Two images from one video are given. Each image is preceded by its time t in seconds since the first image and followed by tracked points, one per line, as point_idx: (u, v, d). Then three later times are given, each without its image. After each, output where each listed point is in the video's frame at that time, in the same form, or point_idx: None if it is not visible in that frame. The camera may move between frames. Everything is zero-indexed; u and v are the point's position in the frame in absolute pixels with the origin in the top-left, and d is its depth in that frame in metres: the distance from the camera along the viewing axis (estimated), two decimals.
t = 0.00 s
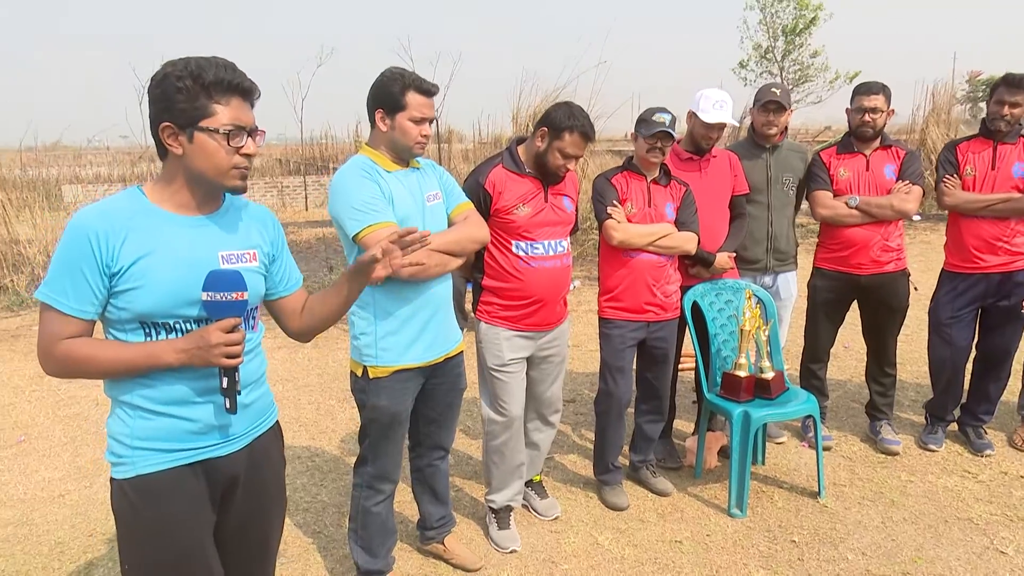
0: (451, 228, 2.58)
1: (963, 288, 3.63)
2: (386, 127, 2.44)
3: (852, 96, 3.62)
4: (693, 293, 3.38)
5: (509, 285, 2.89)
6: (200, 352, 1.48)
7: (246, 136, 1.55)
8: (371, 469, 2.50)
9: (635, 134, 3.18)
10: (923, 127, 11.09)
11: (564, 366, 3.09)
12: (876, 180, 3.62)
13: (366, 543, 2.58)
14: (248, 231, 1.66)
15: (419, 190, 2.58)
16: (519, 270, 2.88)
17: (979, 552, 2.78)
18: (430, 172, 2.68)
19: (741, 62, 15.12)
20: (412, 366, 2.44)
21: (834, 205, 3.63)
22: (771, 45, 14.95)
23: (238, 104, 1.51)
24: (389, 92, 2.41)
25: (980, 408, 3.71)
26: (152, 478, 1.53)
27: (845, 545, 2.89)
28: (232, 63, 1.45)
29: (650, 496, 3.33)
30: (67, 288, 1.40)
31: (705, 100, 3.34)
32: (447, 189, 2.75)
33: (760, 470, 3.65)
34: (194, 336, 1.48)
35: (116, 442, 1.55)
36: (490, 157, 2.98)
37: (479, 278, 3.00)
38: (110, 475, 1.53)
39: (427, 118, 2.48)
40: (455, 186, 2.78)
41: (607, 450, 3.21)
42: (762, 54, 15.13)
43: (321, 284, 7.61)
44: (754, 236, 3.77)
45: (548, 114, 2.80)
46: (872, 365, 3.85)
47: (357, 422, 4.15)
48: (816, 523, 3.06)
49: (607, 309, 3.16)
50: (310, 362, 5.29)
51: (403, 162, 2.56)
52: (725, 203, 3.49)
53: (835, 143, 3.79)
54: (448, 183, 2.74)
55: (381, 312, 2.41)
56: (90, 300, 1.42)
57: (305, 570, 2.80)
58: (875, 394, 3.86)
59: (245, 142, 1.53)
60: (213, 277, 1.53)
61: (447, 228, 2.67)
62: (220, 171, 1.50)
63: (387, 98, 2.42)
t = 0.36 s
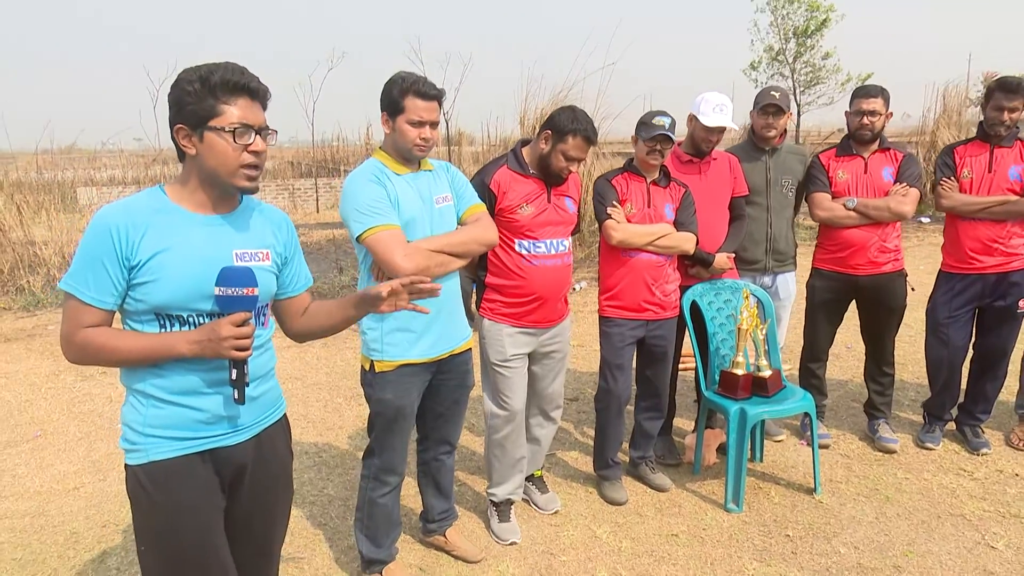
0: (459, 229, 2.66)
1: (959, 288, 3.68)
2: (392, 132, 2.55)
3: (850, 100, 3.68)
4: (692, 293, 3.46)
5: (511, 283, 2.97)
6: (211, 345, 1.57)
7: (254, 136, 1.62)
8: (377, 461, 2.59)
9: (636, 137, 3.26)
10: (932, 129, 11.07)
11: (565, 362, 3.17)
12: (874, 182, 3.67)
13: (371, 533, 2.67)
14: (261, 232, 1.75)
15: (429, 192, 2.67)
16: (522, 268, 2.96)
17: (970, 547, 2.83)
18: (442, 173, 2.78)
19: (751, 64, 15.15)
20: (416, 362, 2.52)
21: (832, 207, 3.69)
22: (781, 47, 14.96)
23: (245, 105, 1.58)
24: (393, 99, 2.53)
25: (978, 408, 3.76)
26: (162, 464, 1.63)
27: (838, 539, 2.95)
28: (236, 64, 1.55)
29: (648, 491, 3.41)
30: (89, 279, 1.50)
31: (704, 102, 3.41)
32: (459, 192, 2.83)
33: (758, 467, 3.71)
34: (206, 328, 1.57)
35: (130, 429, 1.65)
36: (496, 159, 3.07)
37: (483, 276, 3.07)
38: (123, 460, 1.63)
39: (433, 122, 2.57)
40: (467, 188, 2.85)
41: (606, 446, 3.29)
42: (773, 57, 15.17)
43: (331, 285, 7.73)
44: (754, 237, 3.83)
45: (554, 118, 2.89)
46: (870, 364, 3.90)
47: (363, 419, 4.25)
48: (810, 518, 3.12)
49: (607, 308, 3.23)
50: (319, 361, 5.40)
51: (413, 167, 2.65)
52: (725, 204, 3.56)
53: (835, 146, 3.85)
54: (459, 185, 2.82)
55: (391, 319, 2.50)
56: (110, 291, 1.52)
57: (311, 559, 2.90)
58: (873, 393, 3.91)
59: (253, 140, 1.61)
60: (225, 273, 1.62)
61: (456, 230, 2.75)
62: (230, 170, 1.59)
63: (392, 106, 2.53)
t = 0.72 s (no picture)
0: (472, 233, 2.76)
1: (958, 289, 3.73)
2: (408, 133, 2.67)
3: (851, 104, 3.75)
4: (693, 292, 3.55)
5: (515, 279, 3.06)
6: (234, 338, 1.69)
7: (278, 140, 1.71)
8: (387, 449, 2.69)
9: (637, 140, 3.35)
10: (946, 131, 11.04)
11: (569, 357, 3.26)
12: (873, 184, 3.74)
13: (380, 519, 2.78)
14: (283, 233, 1.87)
15: (445, 194, 2.77)
16: (526, 265, 3.06)
17: (962, 541, 2.90)
18: (460, 177, 2.87)
19: (765, 66, 15.15)
20: (425, 355, 2.62)
21: (832, 208, 3.77)
22: (796, 50, 14.95)
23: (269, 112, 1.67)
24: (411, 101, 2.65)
25: (977, 407, 3.81)
26: (180, 449, 1.73)
27: (834, 532, 3.02)
28: (262, 71, 1.66)
29: (649, 485, 3.49)
30: (120, 271, 1.62)
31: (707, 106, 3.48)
32: (477, 195, 2.91)
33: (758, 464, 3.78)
34: (229, 323, 1.69)
35: (152, 414, 1.76)
36: (501, 161, 3.18)
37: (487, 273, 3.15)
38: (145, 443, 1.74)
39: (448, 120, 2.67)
40: (485, 191, 2.94)
41: (608, 441, 3.38)
42: (788, 59, 15.15)
43: (344, 285, 7.88)
44: (755, 238, 3.91)
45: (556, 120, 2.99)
46: (870, 364, 3.96)
47: (374, 414, 4.36)
48: (807, 512, 3.20)
49: (610, 306, 3.33)
50: (332, 358, 5.54)
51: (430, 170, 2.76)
52: (726, 205, 3.64)
53: (836, 149, 3.92)
54: (478, 188, 2.91)
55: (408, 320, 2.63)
56: (139, 283, 1.64)
57: (321, 546, 3.01)
58: (873, 392, 3.97)
59: (275, 143, 1.70)
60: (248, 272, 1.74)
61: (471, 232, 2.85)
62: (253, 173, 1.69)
63: (411, 105, 2.65)
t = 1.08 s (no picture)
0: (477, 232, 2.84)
1: (949, 285, 3.81)
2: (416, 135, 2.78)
3: (844, 105, 3.84)
4: (688, 289, 3.64)
5: (514, 274, 3.16)
6: (253, 340, 1.77)
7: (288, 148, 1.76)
8: (393, 440, 2.79)
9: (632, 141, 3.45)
10: (950, 131, 11.08)
11: (567, 350, 3.35)
12: (866, 183, 3.82)
13: (384, 507, 2.87)
14: (297, 234, 1.92)
15: (451, 194, 2.87)
16: (525, 260, 3.15)
17: (949, 530, 2.99)
18: (468, 176, 2.97)
19: (770, 67, 15.20)
20: (428, 348, 2.72)
21: (825, 207, 3.84)
22: (801, 50, 15.00)
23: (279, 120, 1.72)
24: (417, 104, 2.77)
25: (968, 402, 3.88)
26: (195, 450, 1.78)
27: (824, 522, 3.10)
28: (271, 80, 1.69)
29: (645, 477, 3.58)
30: (136, 274, 1.68)
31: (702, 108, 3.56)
32: (485, 195, 3.00)
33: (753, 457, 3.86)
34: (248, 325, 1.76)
35: (165, 417, 1.80)
36: (499, 161, 3.30)
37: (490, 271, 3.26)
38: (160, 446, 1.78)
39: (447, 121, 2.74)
40: (494, 192, 3.02)
41: (605, 434, 3.47)
42: (793, 59, 15.22)
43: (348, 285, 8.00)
44: (750, 236, 3.99)
45: (548, 118, 3.09)
46: (864, 359, 4.04)
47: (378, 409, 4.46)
48: (799, 503, 3.28)
49: (606, 303, 3.41)
50: (337, 356, 5.64)
51: (439, 170, 2.87)
52: (721, 203, 3.72)
53: (829, 149, 4.00)
54: (485, 188, 2.99)
55: (414, 314, 2.72)
56: (154, 286, 1.70)
57: (326, 535, 3.11)
58: (867, 387, 4.04)
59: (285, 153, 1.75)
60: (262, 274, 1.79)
61: (478, 230, 2.94)
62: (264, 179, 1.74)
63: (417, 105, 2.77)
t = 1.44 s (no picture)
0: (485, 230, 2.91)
1: (951, 284, 3.84)
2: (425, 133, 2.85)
3: (845, 106, 3.88)
4: (691, 287, 3.69)
5: (518, 271, 3.22)
6: (283, 345, 1.77)
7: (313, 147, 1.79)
8: (402, 435, 2.85)
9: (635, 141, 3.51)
10: (957, 131, 11.07)
11: (570, 345, 3.42)
12: (867, 183, 3.86)
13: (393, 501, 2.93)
14: (317, 237, 1.94)
15: (460, 194, 2.94)
16: (528, 258, 3.22)
17: (948, 525, 3.03)
18: (476, 176, 3.03)
19: (778, 67, 15.21)
20: (435, 345, 2.78)
21: (827, 207, 3.89)
22: (809, 50, 15.01)
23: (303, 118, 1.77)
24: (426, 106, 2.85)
25: (969, 399, 3.91)
26: (216, 456, 1.77)
27: (824, 517, 3.15)
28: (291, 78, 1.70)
29: (648, 473, 3.63)
30: (160, 284, 1.65)
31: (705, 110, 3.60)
32: (493, 196, 3.06)
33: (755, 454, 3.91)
34: (278, 331, 1.76)
35: (182, 421, 1.79)
36: (503, 162, 3.37)
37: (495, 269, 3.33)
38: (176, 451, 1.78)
39: (456, 121, 2.81)
40: (502, 192, 3.08)
41: (609, 430, 3.52)
42: (801, 59, 15.23)
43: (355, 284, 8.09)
44: (751, 235, 4.04)
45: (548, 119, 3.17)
46: (866, 357, 4.08)
47: (386, 406, 4.53)
48: (800, 498, 3.33)
49: (610, 301, 3.47)
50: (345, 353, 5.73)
51: (448, 170, 2.93)
52: (723, 203, 3.77)
53: (831, 149, 4.05)
54: (494, 188, 3.05)
55: (423, 312, 2.79)
56: (178, 296, 1.68)
57: (335, 527, 3.18)
58: (869, 384, 4.08)
59: (310, 151, 1.78)
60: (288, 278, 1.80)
61: (485, 229, 3.00)
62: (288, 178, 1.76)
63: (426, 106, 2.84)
